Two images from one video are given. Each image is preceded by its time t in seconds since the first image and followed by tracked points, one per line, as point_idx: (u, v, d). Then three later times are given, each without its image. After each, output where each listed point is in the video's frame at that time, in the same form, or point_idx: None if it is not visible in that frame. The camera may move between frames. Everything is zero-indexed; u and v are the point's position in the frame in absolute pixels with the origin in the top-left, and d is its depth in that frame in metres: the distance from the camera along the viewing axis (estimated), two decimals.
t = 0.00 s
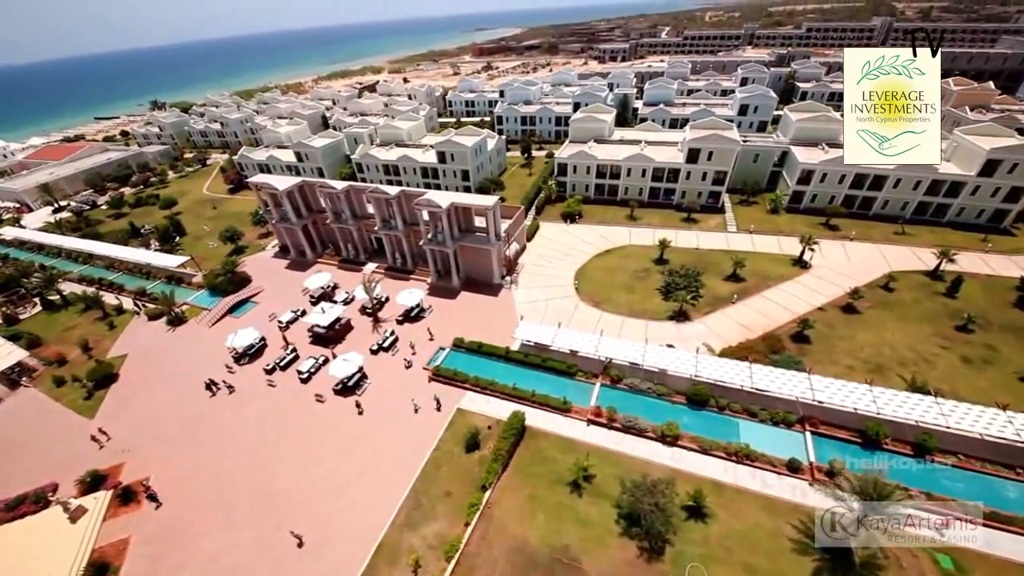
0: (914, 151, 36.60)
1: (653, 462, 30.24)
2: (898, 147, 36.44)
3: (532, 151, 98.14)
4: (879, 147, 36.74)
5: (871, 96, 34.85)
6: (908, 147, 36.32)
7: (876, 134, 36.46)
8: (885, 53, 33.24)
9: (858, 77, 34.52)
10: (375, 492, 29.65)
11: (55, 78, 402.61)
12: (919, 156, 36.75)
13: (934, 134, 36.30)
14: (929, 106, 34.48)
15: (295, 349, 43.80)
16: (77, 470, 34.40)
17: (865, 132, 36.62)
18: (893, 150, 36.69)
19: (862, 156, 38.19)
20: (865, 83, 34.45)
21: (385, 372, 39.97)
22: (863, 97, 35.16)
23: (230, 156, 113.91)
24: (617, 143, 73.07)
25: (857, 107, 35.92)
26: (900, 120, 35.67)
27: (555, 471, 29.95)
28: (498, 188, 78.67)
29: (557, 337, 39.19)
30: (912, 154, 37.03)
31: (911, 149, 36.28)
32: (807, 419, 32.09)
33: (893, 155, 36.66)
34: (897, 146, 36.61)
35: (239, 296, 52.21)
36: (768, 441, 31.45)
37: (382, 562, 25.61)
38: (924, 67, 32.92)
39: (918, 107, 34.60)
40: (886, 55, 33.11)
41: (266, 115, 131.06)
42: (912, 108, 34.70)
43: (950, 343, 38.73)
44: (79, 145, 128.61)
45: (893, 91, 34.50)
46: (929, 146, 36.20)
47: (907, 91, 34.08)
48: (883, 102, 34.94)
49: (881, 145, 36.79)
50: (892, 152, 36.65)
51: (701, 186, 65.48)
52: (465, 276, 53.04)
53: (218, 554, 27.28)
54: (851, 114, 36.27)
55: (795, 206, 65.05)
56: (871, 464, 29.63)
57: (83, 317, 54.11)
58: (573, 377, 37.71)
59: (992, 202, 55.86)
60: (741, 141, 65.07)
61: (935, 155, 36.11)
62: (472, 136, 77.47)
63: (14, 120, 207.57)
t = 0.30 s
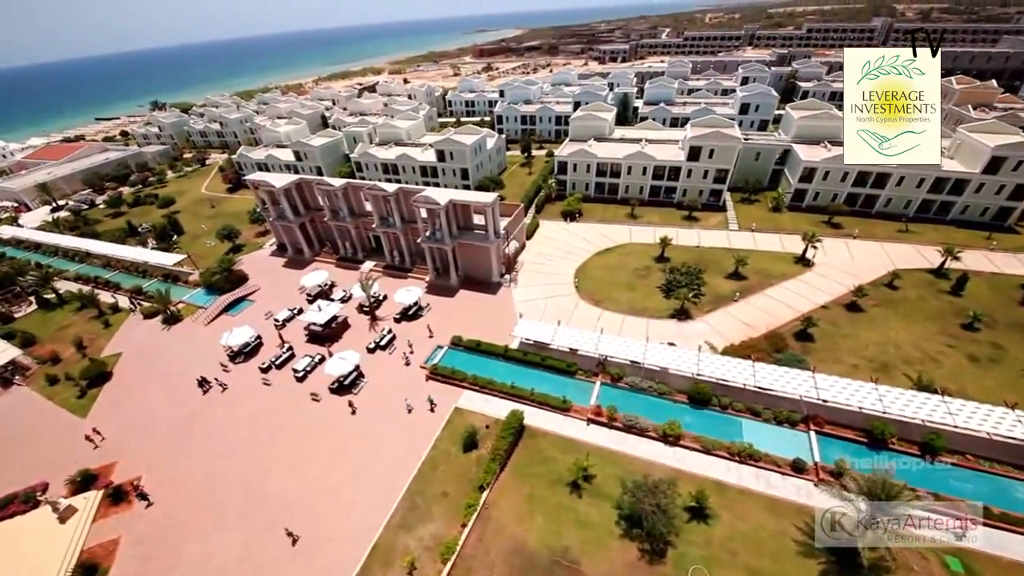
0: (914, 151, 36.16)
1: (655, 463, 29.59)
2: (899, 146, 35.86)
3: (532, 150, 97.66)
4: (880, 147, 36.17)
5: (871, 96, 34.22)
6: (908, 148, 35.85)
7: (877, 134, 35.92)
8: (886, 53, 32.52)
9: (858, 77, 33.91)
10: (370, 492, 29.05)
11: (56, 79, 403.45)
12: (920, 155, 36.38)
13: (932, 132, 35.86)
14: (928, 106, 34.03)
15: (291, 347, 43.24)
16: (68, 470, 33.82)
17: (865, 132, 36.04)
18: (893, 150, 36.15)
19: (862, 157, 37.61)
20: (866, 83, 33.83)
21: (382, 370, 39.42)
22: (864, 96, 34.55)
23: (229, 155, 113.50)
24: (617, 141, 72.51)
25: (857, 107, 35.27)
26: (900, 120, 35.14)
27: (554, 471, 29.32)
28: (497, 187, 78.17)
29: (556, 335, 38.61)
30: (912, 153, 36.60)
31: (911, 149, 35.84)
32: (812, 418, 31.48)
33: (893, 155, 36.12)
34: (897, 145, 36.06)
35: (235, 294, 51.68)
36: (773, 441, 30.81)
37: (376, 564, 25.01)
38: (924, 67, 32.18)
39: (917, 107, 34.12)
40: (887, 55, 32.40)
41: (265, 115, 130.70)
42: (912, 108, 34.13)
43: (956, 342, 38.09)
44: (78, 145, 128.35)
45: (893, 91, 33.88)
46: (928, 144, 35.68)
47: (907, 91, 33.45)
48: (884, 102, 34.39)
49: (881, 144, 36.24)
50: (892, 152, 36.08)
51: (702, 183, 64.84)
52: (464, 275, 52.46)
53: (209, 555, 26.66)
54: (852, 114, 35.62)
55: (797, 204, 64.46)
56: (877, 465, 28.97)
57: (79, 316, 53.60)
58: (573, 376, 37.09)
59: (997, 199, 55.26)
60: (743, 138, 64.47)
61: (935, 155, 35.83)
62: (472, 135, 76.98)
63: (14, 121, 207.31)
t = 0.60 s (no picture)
0: (914, 152, 34.46)
1: (655, 461, 29.01)
2: (899, 147, 34.30)
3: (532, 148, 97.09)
4: (880, 148, 34.51)
5: (871, 96, 32.98)
6: (909, 149, 34.18)
7: (876, 134, 34.35)
8: (885, 53, 31.60)
9: (858, 78, 32.74)
10: (365, 490, 28.48)
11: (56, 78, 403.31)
12: (920, 157, 34.61)
13: (933, 133, 34.31)
14: (927, 105, 32.56)
15: (287, 344, 42.66)
16: (58, 468, 33.19)
17: (865, 133, 34.48)
18: (894, 151, 34.55)
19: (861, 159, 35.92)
20: (866, 83, 32.66)
21: (379, 368, 38.84)
22: (863, 97, 33.23)
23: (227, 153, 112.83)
24: (617, 138, 71.92)
25: (857, 107, 33.95)
26: (899, 121, 33.69)
27: (552, 470, 28.75)
28: (496, 184, 77.54)
29: (555, 332, 37.97)
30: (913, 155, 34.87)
31: (912, 150, 34.13)
32: (816, 416, 30.95)
33: (893, 155, 34.48)
34: (897, 146, 34.51)
35: (230, 291, 51.11)
36: (775, 440, 30.26)
37: (369, 565, 24.40)
38: (924, 67, 31.16)
39: (917, 107, 32.73)
40: (886, 56, 31.44)
41: (264, 113, 129.99)
42: (912, 108, 32.81)
43: (961, 339, 37.50)
44: (76, 142, 127.55)
45: (893, 91, 32.66)
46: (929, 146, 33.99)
47: (907, 91, 32.21)
48: (883, 103, 33.08)
49: (881, 145, 34.64)
50: (892, 153, 34.45)
51: (703, 180, 64.20)
52: (462, 272, 51.85)
53: (199, 555, 26.09)
54: (851, 115, 34.21)
55: (799, 201, 63.84)
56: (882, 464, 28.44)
57: (73, 313, 52.95)
58: (572, 373, 36.51)
59: (1001, 196, 54.60)
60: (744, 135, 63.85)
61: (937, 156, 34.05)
62: (470, 132, 76.36)
63: (13, 120, 206.32)
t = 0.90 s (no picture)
0: (915, 152, 32.99)
1: (655, 459, 28.47)
2: (899, 148, 32.85)
3: (531, 145, 96.45)
4: (880, 149, 33.13)
5: (871, 96, 31.51)
6: (909, 149, 32.72)
7: (876, 135, 32.99)
8: (885, 52, 30.01)
9: (857, 78, 31.17)
10: (360, 488, 27.88)
11: (54, 77, 402.23)
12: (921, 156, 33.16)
13: (932, 132, 32.93)
14: (927, 105, 31.17)
15: (281, 341, 42.05)
16: (48, 466, 32.53)
17: (864, 133, 33.06)
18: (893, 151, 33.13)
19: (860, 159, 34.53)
20: (866, 83, 31.12)
21: (375, 364, 38.29)
22: (863, 98, 31.76)
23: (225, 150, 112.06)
24: (617, 134, 71.30)
25: (857, 107, 32.41)
26: (899, 120, 32.22)
27: (551, 468, 28.18)
28: (495, 180, 76.95)
29: (554, 328, 37.35)
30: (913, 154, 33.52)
31: (912, 150, 32.67)
32: (819, 413, 30.48)
33: (892, 156, 33.08)
34: (897, 146, 33.07)
35: (225, 287, 50.50)
36: (778, 437, 29.73)
37: (363, 565, 23.84)
38: (923, 67, 29.63)
39: (916, 107, 31.37)
40: (886, 55, 29.85)
41: (262, 110, 129.14)
42: (912, 108, 31.37)
43: (966, 336, 36.95)
44: (73, 139, 126.58)
45: (893, 91, 31.16)
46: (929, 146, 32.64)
47: (907, 91, 30.74)
48: (882, 103, 31.69)
49: (881, 145, 33.21)
50: (892, 154, 33.04)
51: (704, 177, 63.58)
52: (460, 268, 51.18)
53: (190, 554, 25.50)
54: (851, 115, 32.75)
55: (800, 198, 63.34)
56: (886, 461, 27.96)
57: (66, 310, 52.23)
58: (571, 370, 35.93)
59: (1004, 193, 53.96)
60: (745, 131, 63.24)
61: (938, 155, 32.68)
62: (469, 128, 75.72)
63: (10, 118, 205.36)
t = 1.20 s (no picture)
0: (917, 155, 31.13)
1: (656, 456, 27.91)
2: (899, 147, 30.98)
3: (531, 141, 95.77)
4: (880, 148, 31.19)
5: (871, 96, 29.73)
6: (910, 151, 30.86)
7: (876, 134, 31.03)
8: (886, 52, 28.24)
9: (858, 78, 29.44)
10: (355, 487, 27.31)
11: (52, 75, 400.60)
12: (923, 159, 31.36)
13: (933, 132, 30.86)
14: (926, 106, 29.25)
15: (276, 337, 41.48)
16: (37, 463, 31.80)
17: (865, 132, 31.13)
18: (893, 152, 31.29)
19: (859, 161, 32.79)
20: (865, 83, 29.35)
21: (371, 361, 37.75)
22: (864, 98, 30.09)
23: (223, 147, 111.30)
24: (617, 130, 70.65)
25: (856, 107, 30.63)
26: (900, 121, 30.35)
27: (549, 465, 27.63)
28: (494, 176, 76.32)
29: (553, 324, 36.79)
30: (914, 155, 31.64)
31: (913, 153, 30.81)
32: (823, 411, 29.98)
33: (893, 157, 31.17)
34: (897, 145, 31.12)
35: (221, 283, 49.94)
36: (781, 435, 29.18)
37: (356, 564, 23.31)
38: (923, 67, 27.62)
39: (915, 107, 29.47)
40: (886, 56, 28.16)
41: (260, 107, 128.29)
42: (913, 108, 29.45)
43: (971, 332, 36.38)
44: (70, 136, 125.58)
45: (893, 91, 29.38)
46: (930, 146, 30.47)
47: (907, 91, 28.90)
48: (882, 104, 29.94)
49: (881, 146, 31.28)
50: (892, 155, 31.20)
51: (705, 172, 62.93)
52: (458, 264, 50.59)
53: (180, 553, 24.87)
54: (853, 114, 31.02)
55: (802, 194, 62.69)
56: (890, 459, 27.46)
57: (60, 306, 51.41)
58: (570, 366, 35.37)
59: (1009, 188, 53.34)
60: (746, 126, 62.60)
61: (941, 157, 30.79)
62: (468, 124, 75.09)
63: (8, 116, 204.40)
